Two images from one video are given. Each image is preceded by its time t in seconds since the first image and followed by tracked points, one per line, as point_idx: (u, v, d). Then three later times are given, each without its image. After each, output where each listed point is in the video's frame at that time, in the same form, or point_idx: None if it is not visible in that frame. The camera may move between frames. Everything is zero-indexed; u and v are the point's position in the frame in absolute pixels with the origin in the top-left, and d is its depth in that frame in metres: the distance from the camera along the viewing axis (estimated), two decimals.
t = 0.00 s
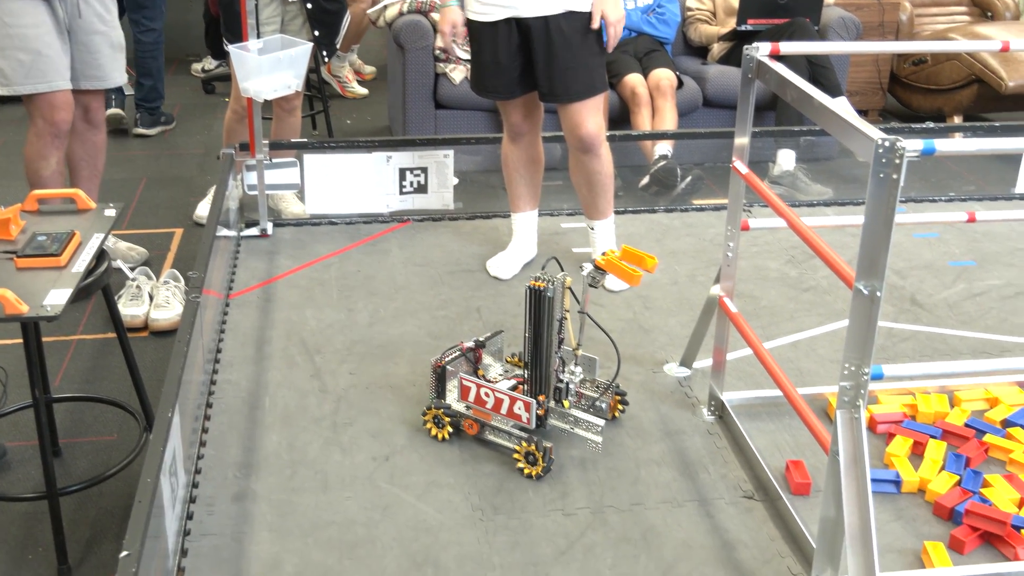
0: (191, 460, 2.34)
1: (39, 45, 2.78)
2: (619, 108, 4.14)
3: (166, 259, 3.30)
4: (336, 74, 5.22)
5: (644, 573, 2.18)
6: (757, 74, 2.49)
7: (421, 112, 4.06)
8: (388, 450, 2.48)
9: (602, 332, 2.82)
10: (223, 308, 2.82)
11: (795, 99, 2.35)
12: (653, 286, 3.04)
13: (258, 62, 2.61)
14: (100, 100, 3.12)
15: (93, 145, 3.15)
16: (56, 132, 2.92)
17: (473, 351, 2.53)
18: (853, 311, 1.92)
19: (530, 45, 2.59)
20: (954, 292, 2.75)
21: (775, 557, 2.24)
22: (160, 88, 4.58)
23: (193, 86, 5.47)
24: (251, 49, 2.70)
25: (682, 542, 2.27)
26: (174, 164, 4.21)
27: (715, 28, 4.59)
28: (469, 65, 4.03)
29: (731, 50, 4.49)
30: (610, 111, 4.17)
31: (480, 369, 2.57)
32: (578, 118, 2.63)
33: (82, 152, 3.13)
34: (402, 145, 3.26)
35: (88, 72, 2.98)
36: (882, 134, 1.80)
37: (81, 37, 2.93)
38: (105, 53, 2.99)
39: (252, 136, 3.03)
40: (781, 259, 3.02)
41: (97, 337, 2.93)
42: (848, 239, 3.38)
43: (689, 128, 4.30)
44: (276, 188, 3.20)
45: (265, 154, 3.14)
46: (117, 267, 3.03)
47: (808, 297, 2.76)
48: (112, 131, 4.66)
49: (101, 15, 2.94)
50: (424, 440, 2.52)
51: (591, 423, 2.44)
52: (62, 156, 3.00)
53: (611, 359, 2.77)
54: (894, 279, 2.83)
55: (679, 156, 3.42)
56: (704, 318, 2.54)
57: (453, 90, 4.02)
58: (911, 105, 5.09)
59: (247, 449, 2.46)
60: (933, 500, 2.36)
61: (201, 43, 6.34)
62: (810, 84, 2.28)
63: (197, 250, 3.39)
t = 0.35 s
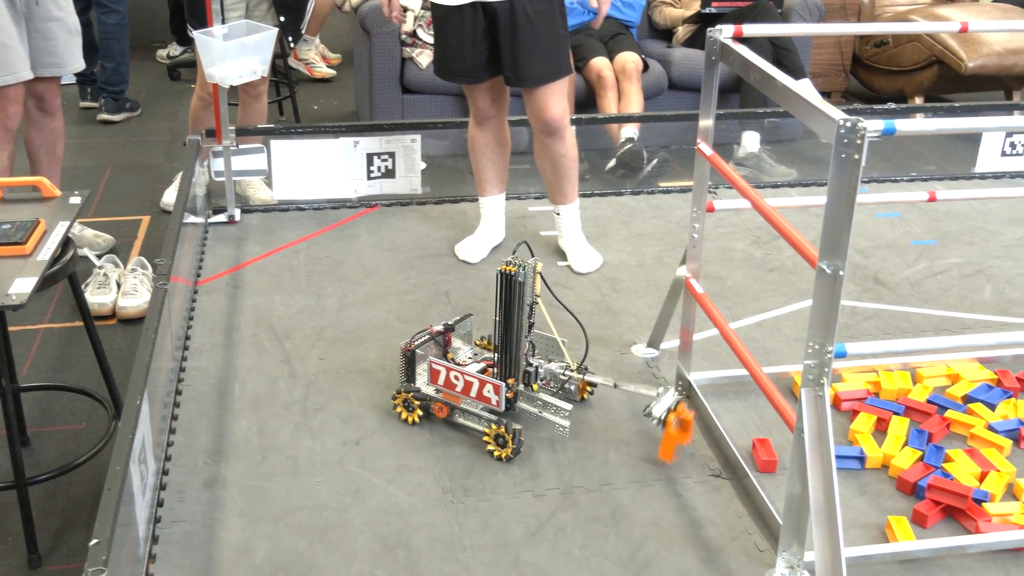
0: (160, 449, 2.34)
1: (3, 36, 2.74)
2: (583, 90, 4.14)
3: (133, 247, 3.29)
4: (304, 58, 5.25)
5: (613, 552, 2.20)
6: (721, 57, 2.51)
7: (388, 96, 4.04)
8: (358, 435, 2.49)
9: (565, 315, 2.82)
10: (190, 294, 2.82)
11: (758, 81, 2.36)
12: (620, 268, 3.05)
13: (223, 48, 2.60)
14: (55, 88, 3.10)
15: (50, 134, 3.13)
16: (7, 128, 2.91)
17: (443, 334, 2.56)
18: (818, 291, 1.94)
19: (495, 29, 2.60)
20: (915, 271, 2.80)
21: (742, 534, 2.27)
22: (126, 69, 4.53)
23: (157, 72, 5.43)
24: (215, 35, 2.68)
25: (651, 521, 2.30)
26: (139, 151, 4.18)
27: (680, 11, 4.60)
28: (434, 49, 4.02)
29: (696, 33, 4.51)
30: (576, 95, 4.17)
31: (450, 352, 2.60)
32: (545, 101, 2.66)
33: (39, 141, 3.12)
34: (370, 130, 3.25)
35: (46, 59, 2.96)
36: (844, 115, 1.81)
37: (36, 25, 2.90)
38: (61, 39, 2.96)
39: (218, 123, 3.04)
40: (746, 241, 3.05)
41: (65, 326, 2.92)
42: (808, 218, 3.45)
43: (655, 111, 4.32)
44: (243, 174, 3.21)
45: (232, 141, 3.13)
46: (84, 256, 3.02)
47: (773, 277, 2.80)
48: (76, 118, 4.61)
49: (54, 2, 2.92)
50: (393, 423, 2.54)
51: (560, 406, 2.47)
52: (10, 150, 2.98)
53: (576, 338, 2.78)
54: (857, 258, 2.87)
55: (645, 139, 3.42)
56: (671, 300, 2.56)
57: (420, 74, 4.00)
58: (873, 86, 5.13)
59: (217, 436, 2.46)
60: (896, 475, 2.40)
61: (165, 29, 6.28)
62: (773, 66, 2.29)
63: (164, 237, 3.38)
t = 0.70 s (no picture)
0: (123, 443, 2.33)
1: None
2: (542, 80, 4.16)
3: (92, 242, 3.27)
4: (278, 48, 5.38)
5: (577, 537, 2.22)
6: (678, 46, 2.53)
7: (348, 89, 4.03)
8: (322, 426, 2.49)
9: (527, 304, 2.81)
10: (151, 289, 2.82)
11: (715, 70, 2.38)
12: (582, 256, 3.07)
13: (181, 41, 2.60)
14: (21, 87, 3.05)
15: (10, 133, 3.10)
16: None
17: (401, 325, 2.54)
18: (774, 277, 1.97)
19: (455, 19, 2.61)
20: (871, 256, 2.85)
21: (704, 517, 2.30)
22: (94, 37, 4.83)
23: (114, 66, 5.38)
24: (172, 28, 2.65)
25: (615, 506, 2.32)
26: (96, 145, 4.15)
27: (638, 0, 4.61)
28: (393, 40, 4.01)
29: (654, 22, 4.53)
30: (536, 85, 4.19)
31: (407, 347, 2.59)
32: (505, 89, 2.67)
33: None
34: (330, 122, 3.24)
35: None
36: (799, 102, 1.83)
37: None
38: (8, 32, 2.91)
39: (177, 117, 3.01)
40: (705, 228, 3.10)
41: (24, 322, 2.90)
42: (768, 206, 3.50)
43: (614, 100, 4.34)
44: (203, 167, 3.20)
45: (190, 133, 3.12)
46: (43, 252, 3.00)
47: (733, 264, 2.83)
48: (31, 112, 4.56)
49: None
50: (357, 414, 2.54)
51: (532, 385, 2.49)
52: None
53: (536, 327, 2.78)
54: (814, 244, 2.91)
55: (605, 128, 3.44)
56: (631, 288, 2.59)
57: (379, 66, 3.99)
58: (829, 74, 5.19)
59: (180, 430, 2.46)
60: (854, 457, 2.44)
61: (122, 23, 6.22)
62: (730, 55, 2.31)
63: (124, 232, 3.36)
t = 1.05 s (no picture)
0: (82, 435, 2.33)
1: None
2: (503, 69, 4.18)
3: (50, 233, 3.24)
4: (231, 39, 5.35)
5: (539, 523, 2.25)
6: (636, 35, 2.55)
7: (308, 77, 4.01)
8: (284, 415, 2.50)
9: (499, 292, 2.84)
10: (110, 280, 2.83)
11: (672, 58, 2.39)
12: (543, 244, 3.09)
13: (139, 30, 2.61)
14: None
15: None
16: None
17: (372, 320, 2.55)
18: (732, 262, 1.98)
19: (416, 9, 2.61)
20: (827, 243, 2.93)
21: (664, 501, 2.33)
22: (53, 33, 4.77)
23: (71, 55, 5.32)
24: (129, 16, 2.67)
25: (576, 491, 2.35)
26: (53, 135, 4.11)
27: None
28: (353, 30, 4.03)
29: (614, 11, 4.54)
30: (496, 73, 4.20)
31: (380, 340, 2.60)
32: (466, 78, 2.68)
33: None
34: (290, 111, 3.24)
35: None
36: (755, 90, 1.83)
37: None
38: None
39: (136, 106, 3.03)
40: (664, 216, 3.15)
41: None
42: (727, 192, 3.55)
43: (574, 89, 4.36)
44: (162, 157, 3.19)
45: (150, 124, 3.10)
46: None
47: (691, 251, 2.88)
48: None
49: None
50: (319, 402, 2.55)
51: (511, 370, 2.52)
52: None
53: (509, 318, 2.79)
54: (772, 231, 2.97)
55: (565, 116, 3.48)
56: (591, 276, 2.61)
57: (339, 55, 3.99)
58: (787, 63, 5.24)
59: (141, 420, 2.45)
60: (810, 440, 2.48)
61: (78, 11, 6.13)
62: (688, 45, 2.31)
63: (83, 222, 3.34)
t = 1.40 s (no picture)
0: (55, 426, 2.32)
1: None
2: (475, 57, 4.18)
3: (21, 225, 3.23)
4: (193, 33, 5.24)
5: (513, 509, 2.26)
6: (606, 24, 2.56)
7: (279, 67, 4.01)
8: (258, 405, 2.50)
9: (486, 282, 2.86)
10: (82, 270, 2.83)
11: (640, 46, 2.39)
12: (515, 233, 3.11)
13: (108, 20, 2.67)
14: None
15: None
16: None
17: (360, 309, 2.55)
18: (700, 250, 1.99)
19: None
20: (797, 228, 3.01)
21: (637, 486, 2.35)
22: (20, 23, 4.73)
23: (39, 45, 5.28)
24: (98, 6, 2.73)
25: (549, 477, 2.36)
26: (22, 126, 4.08)
27: None
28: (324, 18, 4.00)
29: None
30: (468, 63, 4.20)
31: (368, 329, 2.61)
32: (436, 68, 2.69)
33: None
34: (262, 101, 3.28)
35: None
36: (723, 77, 1.83)
37: None
38: None
39: (105, 96, 3.04)
40: (635, 203, 3.24)
41: None
42: (697, 179, 3.60)
43: (545, 78, 4.38)
44: (134, 146, 3.22)
45: (120, 114, 3.12)
46: None
47: (663, 238, 2.97)
48: None
49: None
50: (292, 391, 2.56)
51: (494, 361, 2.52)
52: None
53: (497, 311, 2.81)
54: (742, 218, 3.08)
55: (537, 106, 3.51)
56: (564, 263, 2.62)
57: (310, 45, 3.99)
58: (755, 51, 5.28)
59: (114, 411, 2.45)
60: (781, 424, 2.51)
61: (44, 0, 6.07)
62: (657, 33, 2.30)
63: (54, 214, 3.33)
